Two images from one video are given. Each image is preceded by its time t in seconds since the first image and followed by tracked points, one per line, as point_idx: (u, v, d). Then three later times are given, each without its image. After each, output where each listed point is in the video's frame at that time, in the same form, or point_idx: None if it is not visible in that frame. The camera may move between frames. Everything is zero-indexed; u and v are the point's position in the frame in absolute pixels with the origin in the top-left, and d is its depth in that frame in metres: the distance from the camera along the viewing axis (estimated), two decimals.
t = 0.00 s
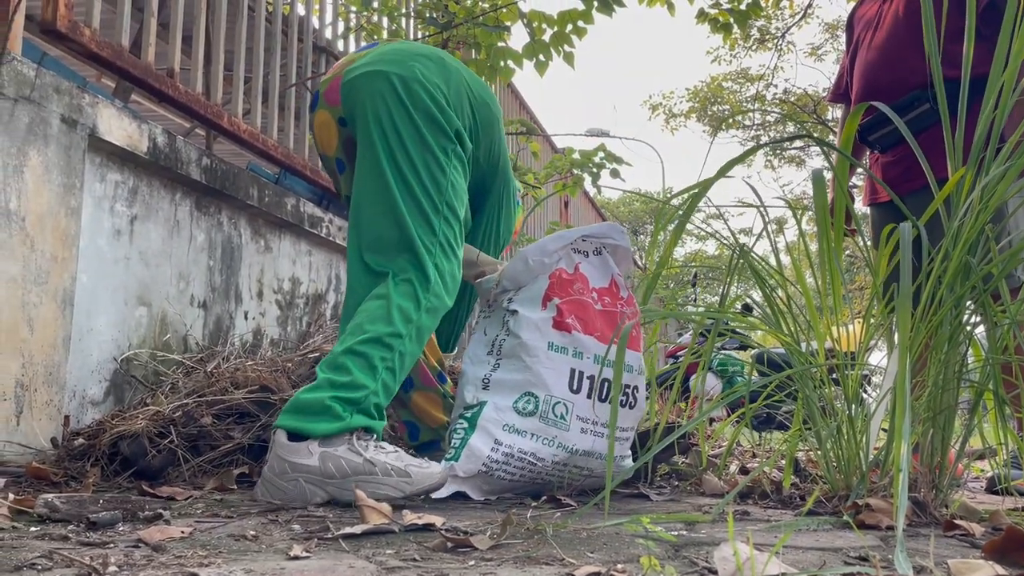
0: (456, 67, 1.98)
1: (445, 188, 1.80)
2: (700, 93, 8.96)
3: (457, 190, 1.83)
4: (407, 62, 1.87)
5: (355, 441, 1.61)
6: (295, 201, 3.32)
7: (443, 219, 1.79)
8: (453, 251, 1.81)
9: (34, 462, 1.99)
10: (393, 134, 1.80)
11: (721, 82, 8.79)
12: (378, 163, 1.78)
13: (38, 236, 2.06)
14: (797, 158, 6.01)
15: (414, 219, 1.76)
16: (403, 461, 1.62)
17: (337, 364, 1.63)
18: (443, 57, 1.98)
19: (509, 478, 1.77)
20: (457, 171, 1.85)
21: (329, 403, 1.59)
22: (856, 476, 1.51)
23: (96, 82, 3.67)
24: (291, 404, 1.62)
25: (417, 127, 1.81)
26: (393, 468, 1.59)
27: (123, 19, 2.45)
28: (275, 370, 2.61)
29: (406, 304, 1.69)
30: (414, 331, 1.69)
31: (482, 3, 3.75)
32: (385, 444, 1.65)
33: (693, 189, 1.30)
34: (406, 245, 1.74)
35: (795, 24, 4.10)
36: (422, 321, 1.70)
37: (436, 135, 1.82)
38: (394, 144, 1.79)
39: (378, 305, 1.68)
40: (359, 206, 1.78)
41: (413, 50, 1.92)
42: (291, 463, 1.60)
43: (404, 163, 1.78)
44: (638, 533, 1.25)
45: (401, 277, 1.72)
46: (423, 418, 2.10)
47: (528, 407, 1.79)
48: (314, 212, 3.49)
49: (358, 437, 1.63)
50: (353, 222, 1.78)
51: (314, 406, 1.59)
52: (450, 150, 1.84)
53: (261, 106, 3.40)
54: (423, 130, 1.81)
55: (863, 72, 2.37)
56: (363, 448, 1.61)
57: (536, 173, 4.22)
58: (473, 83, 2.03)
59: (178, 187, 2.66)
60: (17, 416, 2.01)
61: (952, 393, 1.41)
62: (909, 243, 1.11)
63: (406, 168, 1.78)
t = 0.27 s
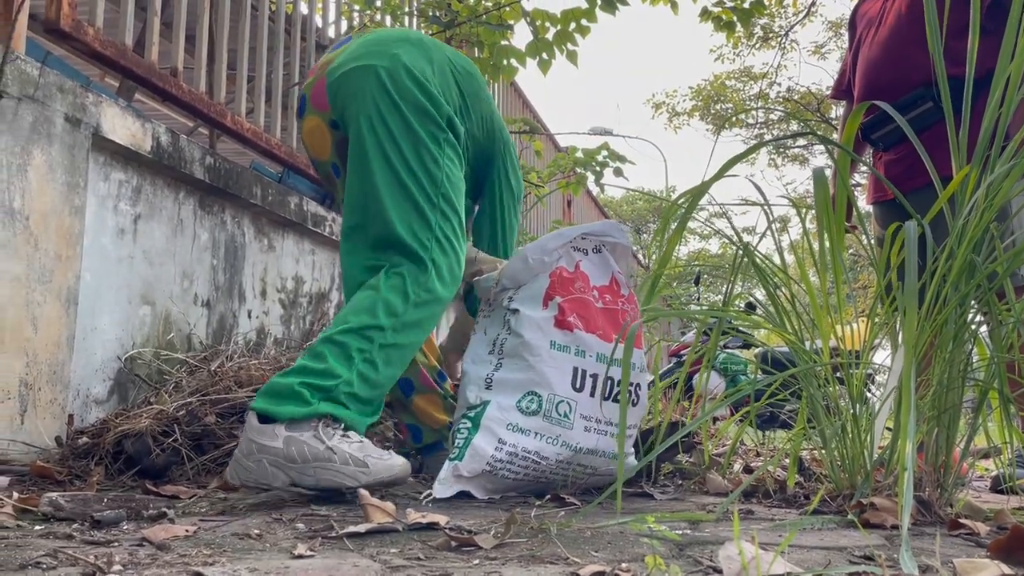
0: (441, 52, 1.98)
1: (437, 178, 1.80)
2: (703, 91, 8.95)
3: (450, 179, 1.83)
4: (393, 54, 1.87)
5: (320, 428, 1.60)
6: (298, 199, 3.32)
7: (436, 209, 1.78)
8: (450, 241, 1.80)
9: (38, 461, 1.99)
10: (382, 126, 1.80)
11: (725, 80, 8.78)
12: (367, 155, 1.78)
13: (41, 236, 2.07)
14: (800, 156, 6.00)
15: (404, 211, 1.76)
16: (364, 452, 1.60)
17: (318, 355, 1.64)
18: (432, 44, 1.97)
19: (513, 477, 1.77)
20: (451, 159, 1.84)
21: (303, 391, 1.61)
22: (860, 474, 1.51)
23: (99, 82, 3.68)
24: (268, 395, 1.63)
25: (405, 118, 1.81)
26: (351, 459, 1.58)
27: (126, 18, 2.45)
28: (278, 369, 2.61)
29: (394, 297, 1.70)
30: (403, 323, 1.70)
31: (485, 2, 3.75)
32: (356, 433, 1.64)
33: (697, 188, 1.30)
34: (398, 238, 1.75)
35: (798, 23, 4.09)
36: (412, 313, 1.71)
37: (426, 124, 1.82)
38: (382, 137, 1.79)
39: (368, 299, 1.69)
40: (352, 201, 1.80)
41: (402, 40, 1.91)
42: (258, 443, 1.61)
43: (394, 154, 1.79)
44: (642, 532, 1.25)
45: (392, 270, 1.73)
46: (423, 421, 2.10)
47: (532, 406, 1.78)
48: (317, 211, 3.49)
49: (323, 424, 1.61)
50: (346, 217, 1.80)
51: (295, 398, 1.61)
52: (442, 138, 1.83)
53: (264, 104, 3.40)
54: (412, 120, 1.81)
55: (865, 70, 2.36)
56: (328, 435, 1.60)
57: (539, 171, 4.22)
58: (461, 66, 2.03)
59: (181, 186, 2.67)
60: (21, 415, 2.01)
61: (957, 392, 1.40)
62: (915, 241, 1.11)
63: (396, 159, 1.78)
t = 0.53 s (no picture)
0: (398, 38, 1.92)
1: (411, 180, 1.77)
2: (706, 89, 8.93)
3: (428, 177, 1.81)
4: (345, 62, 1.83)
5: (309, 443, 1.61)
6: (301, 198, 3.32)
7: (414, 213, 1.77)
8: (434, 240, 1.79)
9: (42, 459, 2.00)
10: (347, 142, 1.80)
11: (727, 78, 8.78)
12: (338, 174, 1.78)
13: (45, 234, 2.07)
14: (803, 154, 5.99)
15: (381, 222, 1.76)
16: (355, 463, 1.62)
17: (305, 371, 1.66)
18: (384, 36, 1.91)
19: (516, 476, 1.76)
20: (423, 158, 1.81)
21: (292, 410, 1.62)
22: (864, 473, 1.51)
23: (102, 81, 3.68)
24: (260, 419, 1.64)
25: (370, 129, 1.79)
26: (343, 471, 1.60)
27: (129, 17, 2.45)
28: (281, 367, 2.62)
29: (379, 308, 1.70)
30: (391, 330, 1.71)
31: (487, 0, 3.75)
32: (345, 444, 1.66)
33: (700, 186, 1.30)
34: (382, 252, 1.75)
35: (801, 21, 4.09)
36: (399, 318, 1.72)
37: (389, 125, 1.79)
38: (351, 153, 1.79)
39: (354, 313, 1.70)
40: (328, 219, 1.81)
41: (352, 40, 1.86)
42: (248, 462, 1.60)
43: (366, 170, 1.78)
44: (645, 530, 1.25)
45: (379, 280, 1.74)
46: (426, 423, 2.10)
47: (534, 404, 1.78)
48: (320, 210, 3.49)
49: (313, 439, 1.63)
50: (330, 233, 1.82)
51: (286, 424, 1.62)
52: (411, 139, 1.80)
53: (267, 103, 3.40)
54: (374, 125, 1.79)
55: (868, 68, 2.36)
56: (318, 450, 1.61)
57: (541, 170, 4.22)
58: (424, 46, 1.97)
59: (184, 185, 2.67)
60: (25, 414, 2.02)
61: (961, 390, 1.40)
62: (918, 239, 1.10)
63: (367, 173, 1.78)
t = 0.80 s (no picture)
0: (372, 30, 1.89)
1: (399, 178, 1.76)
2: (708, 88, 8.93)
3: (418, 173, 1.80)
4: (323, 66, 1.81)
5: (311, 441, 1.62)
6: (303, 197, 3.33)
7: (406, 211, 1.75)
8: (430, 234, 1.79)
9: (45, 458, 2.00)
10: (331, 150, 1.79)
11: (729, 77, 8.77)
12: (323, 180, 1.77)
13: (48, 234, 2.07)
14: (805, 153, 5.99)
15: (371, 223, 1.76)
16: (357, 460, 1.62)
17: (305, 371, 1.66)
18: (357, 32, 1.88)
19: (517, 471, 1.76)
20: (411, 154, 1.80)
21: (292, 410, 1.63)
22: (866, 472, 1.51)
23: (105, 80, 3.69)
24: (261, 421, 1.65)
25: (353, 132, 1.77)
26: (344, 468, 1.60)
27: (132, 17, 2.46)
28: (283, 366, 2.62)
29: (376, 307, 1.70)
30: (391, 327, 1.72)
31: None
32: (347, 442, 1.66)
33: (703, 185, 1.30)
34: (377, 253, 1.75)
35: (803, 20, 4.08)
36: (398, 316, 1.72)
37: (373, 125, 1.78)
38: (337, 158, 1.78)
39: (350, 314, 1.70)
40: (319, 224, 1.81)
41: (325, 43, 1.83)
42: (250, 461, 1.61)
43: (353, 174, 1.77)
44: (647, 529, 1.25)
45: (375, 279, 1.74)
46: (427, 421, 2.11)
47: (534, 399, 1.78)
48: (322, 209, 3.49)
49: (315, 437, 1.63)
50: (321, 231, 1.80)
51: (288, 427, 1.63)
52: (396, 137, 1.78)
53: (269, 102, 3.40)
54: (358, 127, 1.77)
55: (870, 67, 2.35)
56: (320, 448, 1.62)
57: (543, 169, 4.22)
58: (401, 34, 1.94)
59: (186, 184, 2.67)
60: (28, 412, 2.02)
61: (963, 388, 1.40)
62: (921, 238, 1.10)
63: (354, 177, 1.77)
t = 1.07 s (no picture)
0: (364, 30, 1.89)
1: (390, 177, 1.76)
2: (710, 87, 8.93)
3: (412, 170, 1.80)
4: (312, 71, 1.82)
5: (313, 440, 1.63)
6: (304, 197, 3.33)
7: (398, 209, 1.75)
8: (425, 230, 1.79)
9: (47, 457, 2.00)
10: (323, 152, 1.80)
11: (731, 76, 8.77)
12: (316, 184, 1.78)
13: (50, 233, 2.08)
14: (807, 152, 5.99)
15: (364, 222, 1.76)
16: (358, 461, 1.63)
17: (304, 370, 1.67)
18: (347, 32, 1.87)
19: (519, 471, 1.77)
20: (402, 152, 1.79)
21: (292, 409, 1.63)
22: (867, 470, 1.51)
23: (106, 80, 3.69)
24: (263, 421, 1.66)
25: (343, 134, 1.78)
26: (345, 468, 1.61)
27: (133, 17, 2.46)
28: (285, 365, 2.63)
29: (371, 303, 1.71)
30: (388, 323, 1.72)
31: None
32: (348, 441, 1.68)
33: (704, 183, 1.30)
34: (372, 251, 1.75)
35: (805, 18, 4.08)
36: (394, 310, 1.72)
37: (363, 126, 1.78)
38: (329, 160, 1.79)
39: (347, 312, 1.71)
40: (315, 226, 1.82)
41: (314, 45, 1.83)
42: (251, 460, 1.62)
43: (344, 175, 1.77)
44: (648, 527, 1.25)
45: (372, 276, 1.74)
46: (429, 420, 2.11)
47: (537, 399, 1.79)
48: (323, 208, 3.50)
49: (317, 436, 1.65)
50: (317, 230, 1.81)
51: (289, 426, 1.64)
52: (387, 136, 1.78)
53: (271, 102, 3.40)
54: (348, 129, 1.78)
55: (872, 66, 2.35)
56: (321, 447, 1.63)
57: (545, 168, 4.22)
58: (394, 32, 1.94)
59: (188, 183, 2.67)
60: (30, 411, 2.03)
61: (964, 386, 1.40)
62: (921, 237, 1.10)
63: (346, 177, 1.77)
